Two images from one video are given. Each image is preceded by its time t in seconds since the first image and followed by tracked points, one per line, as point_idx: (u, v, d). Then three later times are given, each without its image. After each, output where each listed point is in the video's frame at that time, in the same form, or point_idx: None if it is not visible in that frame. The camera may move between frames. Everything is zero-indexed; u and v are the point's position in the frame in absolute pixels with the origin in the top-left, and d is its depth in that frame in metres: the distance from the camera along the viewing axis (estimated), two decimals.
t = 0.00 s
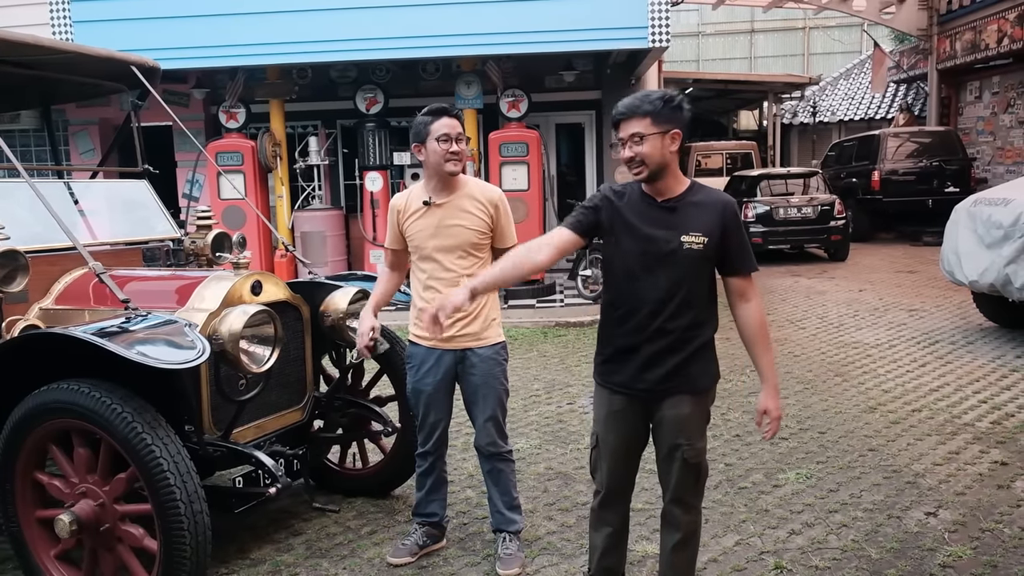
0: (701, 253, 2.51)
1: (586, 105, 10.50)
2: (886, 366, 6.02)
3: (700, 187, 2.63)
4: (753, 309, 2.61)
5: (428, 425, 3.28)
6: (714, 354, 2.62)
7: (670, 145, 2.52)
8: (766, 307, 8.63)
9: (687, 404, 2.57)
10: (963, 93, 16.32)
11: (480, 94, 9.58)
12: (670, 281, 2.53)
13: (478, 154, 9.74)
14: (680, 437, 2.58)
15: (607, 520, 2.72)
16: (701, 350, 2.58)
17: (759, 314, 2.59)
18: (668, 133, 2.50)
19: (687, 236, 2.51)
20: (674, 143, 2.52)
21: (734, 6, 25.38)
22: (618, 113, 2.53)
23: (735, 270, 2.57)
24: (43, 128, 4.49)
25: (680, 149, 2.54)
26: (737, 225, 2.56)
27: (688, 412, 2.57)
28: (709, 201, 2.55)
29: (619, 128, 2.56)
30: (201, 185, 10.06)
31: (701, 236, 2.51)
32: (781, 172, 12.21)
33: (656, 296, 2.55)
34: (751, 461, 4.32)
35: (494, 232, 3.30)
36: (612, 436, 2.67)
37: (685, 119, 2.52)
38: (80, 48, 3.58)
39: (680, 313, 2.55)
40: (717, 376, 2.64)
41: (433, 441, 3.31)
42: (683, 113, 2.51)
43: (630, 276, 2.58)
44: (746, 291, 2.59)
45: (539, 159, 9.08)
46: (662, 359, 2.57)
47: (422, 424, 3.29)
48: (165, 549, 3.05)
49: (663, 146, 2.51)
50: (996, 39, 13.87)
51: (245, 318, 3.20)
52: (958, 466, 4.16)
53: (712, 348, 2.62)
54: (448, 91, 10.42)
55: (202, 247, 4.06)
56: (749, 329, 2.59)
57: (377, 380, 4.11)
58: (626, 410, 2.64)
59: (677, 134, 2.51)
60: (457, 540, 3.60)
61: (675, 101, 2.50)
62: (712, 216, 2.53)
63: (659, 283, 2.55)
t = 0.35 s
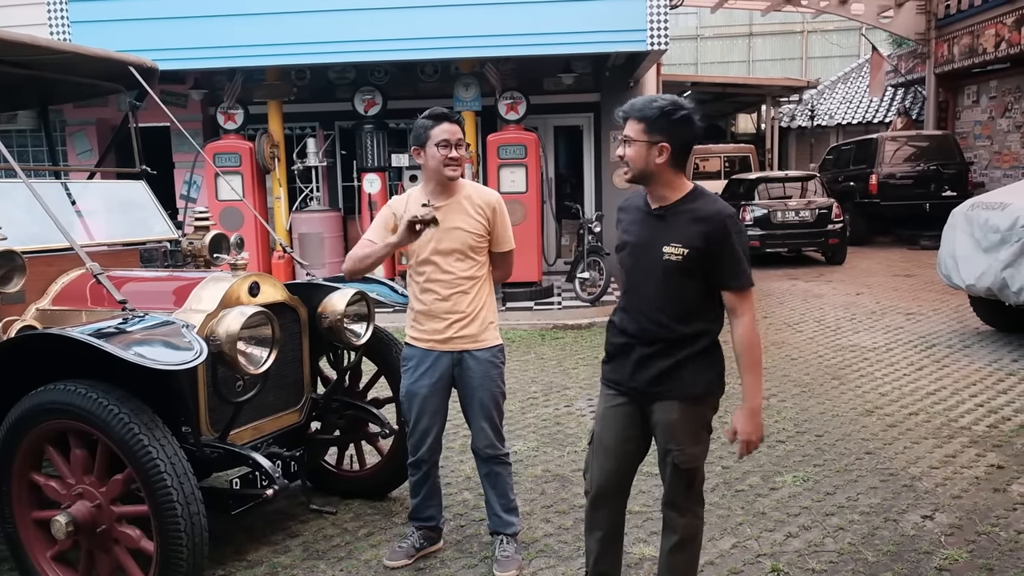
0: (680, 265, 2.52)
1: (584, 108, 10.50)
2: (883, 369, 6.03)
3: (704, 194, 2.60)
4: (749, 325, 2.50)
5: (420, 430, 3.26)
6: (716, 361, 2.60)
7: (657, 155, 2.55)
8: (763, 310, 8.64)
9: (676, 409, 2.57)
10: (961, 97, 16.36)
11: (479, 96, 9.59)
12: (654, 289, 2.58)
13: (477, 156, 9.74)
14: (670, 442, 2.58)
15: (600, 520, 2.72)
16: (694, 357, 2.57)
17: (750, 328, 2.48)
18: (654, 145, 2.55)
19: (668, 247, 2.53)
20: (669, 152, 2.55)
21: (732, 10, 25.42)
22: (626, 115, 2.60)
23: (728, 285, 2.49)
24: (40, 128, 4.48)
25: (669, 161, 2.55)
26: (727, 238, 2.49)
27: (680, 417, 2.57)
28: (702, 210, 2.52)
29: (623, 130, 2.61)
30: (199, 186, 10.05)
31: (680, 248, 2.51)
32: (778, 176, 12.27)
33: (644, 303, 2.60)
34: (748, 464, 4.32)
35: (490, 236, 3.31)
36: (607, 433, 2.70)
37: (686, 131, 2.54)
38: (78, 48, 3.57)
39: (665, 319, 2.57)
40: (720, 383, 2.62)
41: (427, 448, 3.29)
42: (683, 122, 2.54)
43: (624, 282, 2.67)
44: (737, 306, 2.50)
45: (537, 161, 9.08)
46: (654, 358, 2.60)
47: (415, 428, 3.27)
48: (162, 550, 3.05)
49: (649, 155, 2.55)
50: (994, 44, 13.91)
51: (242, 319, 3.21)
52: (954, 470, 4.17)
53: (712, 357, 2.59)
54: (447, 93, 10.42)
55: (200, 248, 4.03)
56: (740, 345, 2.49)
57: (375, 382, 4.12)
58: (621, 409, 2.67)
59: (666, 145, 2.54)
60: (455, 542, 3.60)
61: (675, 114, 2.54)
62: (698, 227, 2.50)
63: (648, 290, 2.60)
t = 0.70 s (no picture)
0: (665, 263, 2.56)
1: (582, 108, 10.50)
2: (881, 371, 6.03)
3: (708, 197, 2.57)
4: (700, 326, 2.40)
5: (421, 432, 3.26)
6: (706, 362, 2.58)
7: (656, 157, 2.59)
8: (762, 311, 8.65)
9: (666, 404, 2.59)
10: (959, 99, 16.37)
11: (477, 97, 9.61)
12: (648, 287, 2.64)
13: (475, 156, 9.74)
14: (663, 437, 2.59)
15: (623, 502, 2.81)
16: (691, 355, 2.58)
17: (699, 325, 2.38)
18: (655, 147, 2.59)
19: (656, 246, 2.57)
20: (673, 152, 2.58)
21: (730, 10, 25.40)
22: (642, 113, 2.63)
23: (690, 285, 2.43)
24: (38, 128, 4.48)
25: (669, 161, 2.58)
26: (702, 236, 2.44)
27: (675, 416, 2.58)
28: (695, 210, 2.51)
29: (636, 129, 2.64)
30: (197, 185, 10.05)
31: (663, 246, 2.55)
32: (777, 178, 12.25)
33: (644, 301, 2.66)
34: (745, 465, 4.32)
35: (490, 239, 3.38)
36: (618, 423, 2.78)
37: (688, 132, 2.56)
38: (76, 48, 3.57)
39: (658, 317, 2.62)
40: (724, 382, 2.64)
41: (426, 449, 3.29)
42: (685, 123, 2.56)
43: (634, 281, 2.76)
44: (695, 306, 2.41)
45: (535, 161, 9.07)
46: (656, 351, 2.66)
47: (415, 429, 3.27)
48: (159, 550, 3.04)
49: (649, 157, 2.61)
50: (992, 45, 13.90)
51: (240, 319, 3.21)
52: (952, 471, 4.17)
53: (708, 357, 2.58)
54: (445, 93, 10.41)
55: (198, 248, 4.06)
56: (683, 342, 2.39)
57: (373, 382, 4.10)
58: (630, 401, 2.75)
59: (664, 146, 2.58)
60: (452, 542, 3.60)
61: (675, 116, 2.55)
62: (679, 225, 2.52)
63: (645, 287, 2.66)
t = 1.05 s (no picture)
0: (687, 265, 2.58)
1: (581, 108, 10.49)
2: (879, 371, 6.02)
3: (727, 199, 2.59)
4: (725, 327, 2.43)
5: (413, 431, 3.25)
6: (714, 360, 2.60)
7: (677, 162, 2.60)
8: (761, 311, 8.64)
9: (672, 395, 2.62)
10: (958, 99, 16.37)
11: (475, 97, 9.62)
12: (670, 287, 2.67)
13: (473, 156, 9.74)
14: (664, 428, 2.62)
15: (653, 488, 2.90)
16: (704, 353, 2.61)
17: (723, 324, 2.41)
18: (676, 152, 2.59)
19: (679, 247, 2.60)
20: (697, 156, 2.58)
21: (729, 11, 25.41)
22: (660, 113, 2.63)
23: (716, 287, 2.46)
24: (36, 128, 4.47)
25: (690, 165, 2.59)
26: (728, 240, 2.47)
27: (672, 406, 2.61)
28: (718, 212, 2.53)
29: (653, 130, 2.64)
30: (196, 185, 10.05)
31: (687, 248, 2.58)
32: (775, 177, 12.39)
33: (665, 302, 2.70)
34: (743, 466, 4.31)
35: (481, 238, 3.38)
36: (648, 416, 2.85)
37: (707, 136, 2.56)
38: (74, 47, 3.56)
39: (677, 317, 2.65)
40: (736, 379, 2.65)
41: (419, 448, 3.28)
42: (706, 126, 2.56)
43: (654, 282, 2.78)
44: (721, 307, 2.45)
45: (534, 161, 9.07)
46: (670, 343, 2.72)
47: (407, 428, 3.26)
48: (156, 550, 3.04)
49: (669, 161, 2.61)
50: (991, 45, 13.91)
51: (238, 319, 3.21)
52: (950, 471, 4.17)
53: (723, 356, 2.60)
54: (443, 93, 10.41)
55: (195, 248, 4.06)
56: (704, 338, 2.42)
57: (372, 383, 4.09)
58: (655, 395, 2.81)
59: (685, 151, 2.58)
60: (450, 542, 3.60)
61: (694, 121, 2.56)
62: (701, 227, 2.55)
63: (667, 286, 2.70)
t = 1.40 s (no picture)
0: (695, 263, 2.57)
1: (578, 108, 10.49)
2: (876, 370, 6.03)
3: (728, 196, 2.59)
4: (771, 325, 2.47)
5: (401, 430, 3.26)
6: (729, 354, 2.61)
7: (681, 160, 2.60)
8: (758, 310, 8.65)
9: (684, 394, 2.63)
10: (955, 99, 16.39)
11: (473, 97, 9.59)
12: (677, 288, 2.65)
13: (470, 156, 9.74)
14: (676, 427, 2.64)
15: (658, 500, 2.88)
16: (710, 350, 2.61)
17: (768, 326, 2.46)
18: (678, 151, 2.60)
19: (685, 247, 2.59)
20: (700, 155, 2.59)
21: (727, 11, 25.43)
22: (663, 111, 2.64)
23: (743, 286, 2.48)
24: (32, 128, 4.45)
25: (693, 163, 2.59)
26: (742, 241, 2.48)
27: (684, 406, 2.62)
28: (721, 212, 2.54)
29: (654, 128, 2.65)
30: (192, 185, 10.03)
31: (695, 247, 2.56)
32: (773, 178, 12.42)
33: (673, 302, 2.68)
34: (741, 465, 4.32)
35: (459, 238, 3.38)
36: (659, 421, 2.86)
37: (706, 133, 2.58)
38: (70, 47, 3.55)
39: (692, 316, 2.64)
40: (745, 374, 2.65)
41: (411, 444, 3.28)
42: (705, 124, 2.58)
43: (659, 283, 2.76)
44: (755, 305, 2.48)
45: (531, 161, 9.06)
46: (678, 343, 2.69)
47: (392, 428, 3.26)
48: (153, 550, 3.03)
49: (672, 162, 2.61)
50: (988, 45, 13.93)
51: (234, 319, 3.20)
52: (947, 470, 4.17)
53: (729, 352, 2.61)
54: (441, 93, 10.41)
55: (192, 248, 4.07)
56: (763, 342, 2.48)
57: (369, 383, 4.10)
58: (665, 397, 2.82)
59: (688, 150, 2.59)
60: (448, 542, 3.59)
61: (694, 119, 2.58)
62: (710, 227, 2.54)
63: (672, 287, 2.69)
